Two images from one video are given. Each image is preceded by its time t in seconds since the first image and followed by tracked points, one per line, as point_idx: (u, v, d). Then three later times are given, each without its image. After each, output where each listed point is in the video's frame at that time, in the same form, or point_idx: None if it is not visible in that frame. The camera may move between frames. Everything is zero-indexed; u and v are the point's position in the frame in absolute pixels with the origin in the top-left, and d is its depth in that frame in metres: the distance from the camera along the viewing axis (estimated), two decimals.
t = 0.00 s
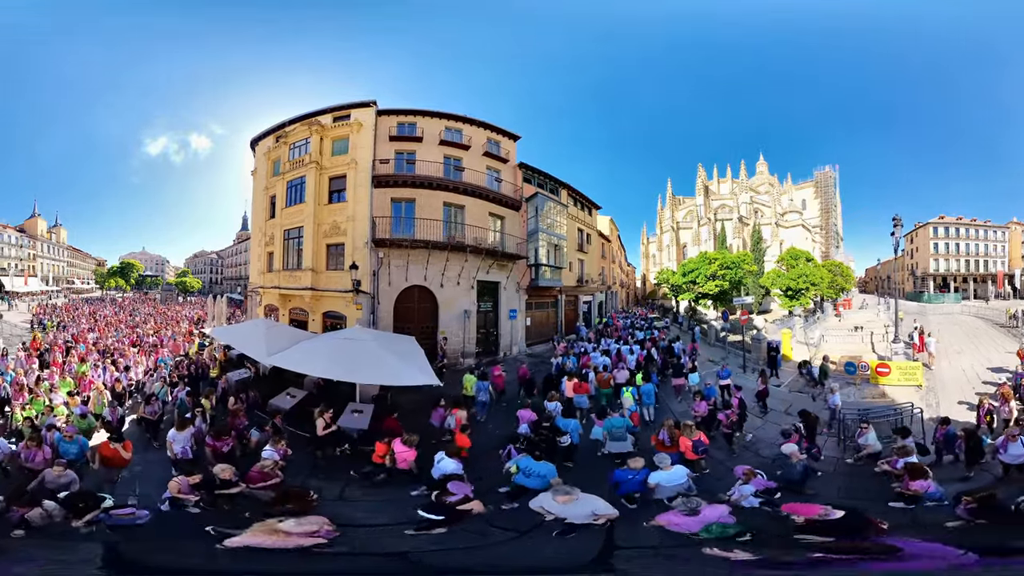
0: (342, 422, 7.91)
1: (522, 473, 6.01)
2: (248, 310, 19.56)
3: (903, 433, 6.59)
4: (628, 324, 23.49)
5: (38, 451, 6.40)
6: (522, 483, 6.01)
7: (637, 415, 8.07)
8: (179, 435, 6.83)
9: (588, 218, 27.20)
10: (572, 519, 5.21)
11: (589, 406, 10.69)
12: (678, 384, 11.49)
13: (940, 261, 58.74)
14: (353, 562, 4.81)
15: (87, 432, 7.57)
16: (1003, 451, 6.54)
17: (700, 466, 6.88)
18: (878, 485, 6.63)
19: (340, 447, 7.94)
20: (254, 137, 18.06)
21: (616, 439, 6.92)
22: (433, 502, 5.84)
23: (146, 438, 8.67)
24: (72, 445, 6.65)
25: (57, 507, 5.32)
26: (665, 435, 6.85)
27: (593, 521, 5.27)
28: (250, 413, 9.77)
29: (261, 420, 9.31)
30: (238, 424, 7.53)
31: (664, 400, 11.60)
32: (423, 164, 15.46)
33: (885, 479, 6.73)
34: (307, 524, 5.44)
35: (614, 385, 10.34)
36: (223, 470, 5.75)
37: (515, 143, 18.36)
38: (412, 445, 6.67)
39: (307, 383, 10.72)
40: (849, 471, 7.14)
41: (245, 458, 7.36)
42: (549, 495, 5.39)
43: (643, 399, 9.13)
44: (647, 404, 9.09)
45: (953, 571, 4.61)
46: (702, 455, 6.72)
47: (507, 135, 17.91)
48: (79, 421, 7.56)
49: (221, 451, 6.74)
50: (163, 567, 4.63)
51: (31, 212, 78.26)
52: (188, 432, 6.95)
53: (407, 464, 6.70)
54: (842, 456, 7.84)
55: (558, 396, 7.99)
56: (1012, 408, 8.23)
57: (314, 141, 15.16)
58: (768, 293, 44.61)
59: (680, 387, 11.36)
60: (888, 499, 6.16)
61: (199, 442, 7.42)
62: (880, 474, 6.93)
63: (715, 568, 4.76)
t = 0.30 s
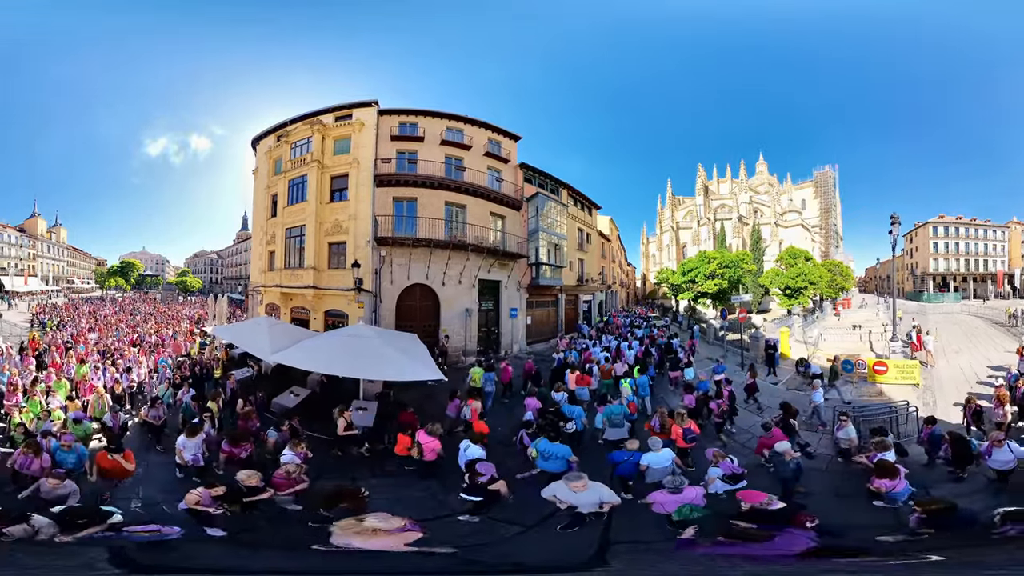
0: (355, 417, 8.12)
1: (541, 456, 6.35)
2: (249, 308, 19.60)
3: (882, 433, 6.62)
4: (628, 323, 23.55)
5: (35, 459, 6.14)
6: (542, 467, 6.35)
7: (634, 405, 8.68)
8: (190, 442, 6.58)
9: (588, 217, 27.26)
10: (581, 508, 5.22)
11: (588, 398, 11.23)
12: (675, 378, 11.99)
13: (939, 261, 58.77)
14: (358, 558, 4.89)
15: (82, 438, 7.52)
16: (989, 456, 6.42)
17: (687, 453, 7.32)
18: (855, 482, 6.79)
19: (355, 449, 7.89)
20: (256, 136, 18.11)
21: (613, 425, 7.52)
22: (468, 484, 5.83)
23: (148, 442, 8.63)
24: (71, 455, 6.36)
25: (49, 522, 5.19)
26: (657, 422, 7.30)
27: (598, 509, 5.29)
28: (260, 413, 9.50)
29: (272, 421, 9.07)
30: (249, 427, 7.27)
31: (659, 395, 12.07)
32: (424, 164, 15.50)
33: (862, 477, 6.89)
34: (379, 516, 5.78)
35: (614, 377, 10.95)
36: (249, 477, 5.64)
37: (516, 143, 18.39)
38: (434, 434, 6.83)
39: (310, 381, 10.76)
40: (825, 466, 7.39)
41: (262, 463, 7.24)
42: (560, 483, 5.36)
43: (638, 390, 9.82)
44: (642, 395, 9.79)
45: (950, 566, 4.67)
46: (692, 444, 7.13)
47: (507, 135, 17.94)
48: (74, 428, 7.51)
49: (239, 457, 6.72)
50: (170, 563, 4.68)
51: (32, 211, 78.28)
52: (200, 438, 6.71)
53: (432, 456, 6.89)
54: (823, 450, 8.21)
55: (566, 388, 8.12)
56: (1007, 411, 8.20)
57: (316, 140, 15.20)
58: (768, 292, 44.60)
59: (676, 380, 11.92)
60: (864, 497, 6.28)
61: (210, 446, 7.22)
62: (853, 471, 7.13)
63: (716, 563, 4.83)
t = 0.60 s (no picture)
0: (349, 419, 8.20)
1: (551, 444, 6.77)
2: (250, 307, 19.63)
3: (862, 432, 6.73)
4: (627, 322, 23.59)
5: (34, 463, 6.13)
6: (552, 454, 6.78)
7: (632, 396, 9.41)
8: (201, 445, 6.43)
9: (588, 217, 27.25)
10: (583, 501, 5.24)
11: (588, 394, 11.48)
12: (671, 373, 12.28)
13: (939, 261, 58.74)
14: (358, 556, 4.91)
15: (83, 439, 7.59)
16: (983, 464, 6.25)
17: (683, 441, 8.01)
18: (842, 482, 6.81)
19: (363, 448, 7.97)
20: (257, 136, 18.12)
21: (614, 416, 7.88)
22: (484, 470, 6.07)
23: (149, 442, 8.66)
24: (73, 464, 6.04)
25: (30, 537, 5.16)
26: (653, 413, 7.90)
27: (599, 503, 5.32)
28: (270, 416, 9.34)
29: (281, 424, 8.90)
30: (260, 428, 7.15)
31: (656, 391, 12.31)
32: (424, 163, 15.52)
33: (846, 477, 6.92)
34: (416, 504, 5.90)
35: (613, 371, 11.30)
36: (276, 485, 5.66)
37: (516, 143, 18.40)
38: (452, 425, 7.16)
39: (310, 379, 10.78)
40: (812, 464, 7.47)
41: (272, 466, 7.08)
42: (564, 475, 5.41)
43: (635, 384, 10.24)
44: (638, 388, 10.23)
45: (946, 566, 4.70)
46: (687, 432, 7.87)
47: (507, 135, 17.95)
48: (74, 430, 7.53)
49: (251, 461, 6.43)
50: (169, 563, 4.73)
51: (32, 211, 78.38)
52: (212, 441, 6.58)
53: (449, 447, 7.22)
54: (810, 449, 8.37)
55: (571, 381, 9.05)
56: (1005, 413, 8.14)
57: (317, 140, 15.22)
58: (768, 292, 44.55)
59: (672, 376, 12.21)
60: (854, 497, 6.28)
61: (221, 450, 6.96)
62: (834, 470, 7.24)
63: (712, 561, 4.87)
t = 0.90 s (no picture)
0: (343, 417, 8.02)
1: (556, 438, 6.84)
2: (249, 307, 19.59)
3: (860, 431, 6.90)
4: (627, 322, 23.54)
5: (30, 464, 6.10)
6: (556, 447, 6.85)
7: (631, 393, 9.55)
8: (203, 448, 6.32)
9: (588, 216, 27.18)
10: (579, 502, 5.20)
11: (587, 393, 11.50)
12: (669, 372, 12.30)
13: (940, 261, 58.69)
14: (349, 558, 4.88)
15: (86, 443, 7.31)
16: (986, 468, 6.31)
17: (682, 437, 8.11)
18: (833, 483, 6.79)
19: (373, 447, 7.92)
20: (255, 136, 18.09)
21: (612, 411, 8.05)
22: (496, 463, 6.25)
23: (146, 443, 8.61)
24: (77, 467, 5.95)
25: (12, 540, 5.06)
26: (650, 409, 7.87)
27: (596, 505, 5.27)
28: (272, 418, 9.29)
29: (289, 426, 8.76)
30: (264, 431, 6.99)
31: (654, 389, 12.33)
32: (423, 164, 15.47)
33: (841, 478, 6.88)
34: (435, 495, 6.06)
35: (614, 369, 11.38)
36: (295, 489, 5.65)
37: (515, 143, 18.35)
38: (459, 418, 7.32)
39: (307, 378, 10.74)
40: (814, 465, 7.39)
41: (283, 468, 6.99)
42: (561, 475, 5.40)
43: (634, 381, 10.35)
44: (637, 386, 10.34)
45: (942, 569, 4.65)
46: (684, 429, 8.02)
47: (506, 134, 17.90)
48: (79, 432, 7.30)
49: (255, 464, 6.40)
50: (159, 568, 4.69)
51: (32, 211, 78.43)
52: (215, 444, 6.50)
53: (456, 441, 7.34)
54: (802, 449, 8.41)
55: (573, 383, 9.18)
56: (1004, 415, 8.12)
57: (315, 141, 15.20)
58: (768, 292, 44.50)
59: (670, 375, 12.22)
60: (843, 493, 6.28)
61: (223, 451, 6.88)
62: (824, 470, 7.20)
63: (706, 565, 4.82)
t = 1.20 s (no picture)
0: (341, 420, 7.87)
1: (564, 438, 6.87)
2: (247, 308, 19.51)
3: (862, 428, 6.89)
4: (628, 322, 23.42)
5: (26, 460, 6.00)
6: (564, 447, 6.85)
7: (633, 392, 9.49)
8: (197, 450, 6.21)
9: (588, 216, 27.09)
10: (579, 509, 5.10)
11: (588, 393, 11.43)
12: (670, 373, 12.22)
13: (941, 261, 58.62)
14: (335, 561, 4.78)
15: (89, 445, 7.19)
16: (987, 466, 6.27)
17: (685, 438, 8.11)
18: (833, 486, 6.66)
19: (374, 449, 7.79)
20: (253, 138, 18.05)
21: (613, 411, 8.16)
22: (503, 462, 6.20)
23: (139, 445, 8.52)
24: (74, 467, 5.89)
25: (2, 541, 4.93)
26: (651, 410, 7.78)
27: (597, 512, 5.17)
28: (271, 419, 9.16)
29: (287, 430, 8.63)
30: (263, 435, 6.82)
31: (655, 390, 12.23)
32: (420, 163, 15.38)
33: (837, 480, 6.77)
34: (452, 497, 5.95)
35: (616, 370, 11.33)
36: (307, 492, 5.44)
37: (514, 142, 18.25)
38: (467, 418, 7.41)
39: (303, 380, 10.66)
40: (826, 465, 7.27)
41: (283, 472, 6.84)
42: (560, 483, 5.25)
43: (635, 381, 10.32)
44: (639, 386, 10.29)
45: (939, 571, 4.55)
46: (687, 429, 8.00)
47: (505, 133, 17.81)
48: (83, 433, 7.15)
49: (251, 468, 6.30)
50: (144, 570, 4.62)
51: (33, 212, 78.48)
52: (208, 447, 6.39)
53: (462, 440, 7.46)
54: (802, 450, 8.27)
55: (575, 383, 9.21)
56: (1002, 415, 8.09)
57: (312, 141, 15.15)
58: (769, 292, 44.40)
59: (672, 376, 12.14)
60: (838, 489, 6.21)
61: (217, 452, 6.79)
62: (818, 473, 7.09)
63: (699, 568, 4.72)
